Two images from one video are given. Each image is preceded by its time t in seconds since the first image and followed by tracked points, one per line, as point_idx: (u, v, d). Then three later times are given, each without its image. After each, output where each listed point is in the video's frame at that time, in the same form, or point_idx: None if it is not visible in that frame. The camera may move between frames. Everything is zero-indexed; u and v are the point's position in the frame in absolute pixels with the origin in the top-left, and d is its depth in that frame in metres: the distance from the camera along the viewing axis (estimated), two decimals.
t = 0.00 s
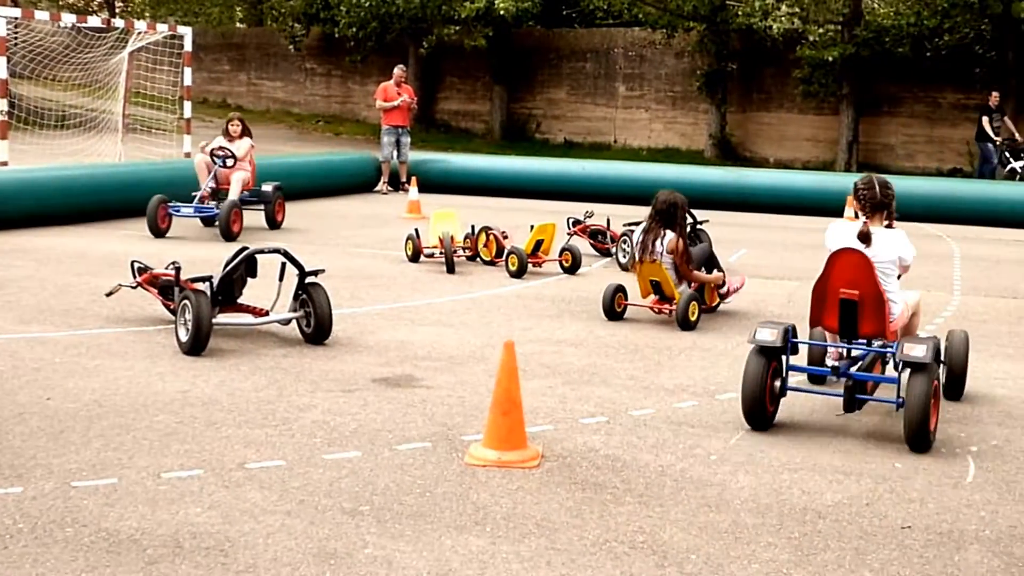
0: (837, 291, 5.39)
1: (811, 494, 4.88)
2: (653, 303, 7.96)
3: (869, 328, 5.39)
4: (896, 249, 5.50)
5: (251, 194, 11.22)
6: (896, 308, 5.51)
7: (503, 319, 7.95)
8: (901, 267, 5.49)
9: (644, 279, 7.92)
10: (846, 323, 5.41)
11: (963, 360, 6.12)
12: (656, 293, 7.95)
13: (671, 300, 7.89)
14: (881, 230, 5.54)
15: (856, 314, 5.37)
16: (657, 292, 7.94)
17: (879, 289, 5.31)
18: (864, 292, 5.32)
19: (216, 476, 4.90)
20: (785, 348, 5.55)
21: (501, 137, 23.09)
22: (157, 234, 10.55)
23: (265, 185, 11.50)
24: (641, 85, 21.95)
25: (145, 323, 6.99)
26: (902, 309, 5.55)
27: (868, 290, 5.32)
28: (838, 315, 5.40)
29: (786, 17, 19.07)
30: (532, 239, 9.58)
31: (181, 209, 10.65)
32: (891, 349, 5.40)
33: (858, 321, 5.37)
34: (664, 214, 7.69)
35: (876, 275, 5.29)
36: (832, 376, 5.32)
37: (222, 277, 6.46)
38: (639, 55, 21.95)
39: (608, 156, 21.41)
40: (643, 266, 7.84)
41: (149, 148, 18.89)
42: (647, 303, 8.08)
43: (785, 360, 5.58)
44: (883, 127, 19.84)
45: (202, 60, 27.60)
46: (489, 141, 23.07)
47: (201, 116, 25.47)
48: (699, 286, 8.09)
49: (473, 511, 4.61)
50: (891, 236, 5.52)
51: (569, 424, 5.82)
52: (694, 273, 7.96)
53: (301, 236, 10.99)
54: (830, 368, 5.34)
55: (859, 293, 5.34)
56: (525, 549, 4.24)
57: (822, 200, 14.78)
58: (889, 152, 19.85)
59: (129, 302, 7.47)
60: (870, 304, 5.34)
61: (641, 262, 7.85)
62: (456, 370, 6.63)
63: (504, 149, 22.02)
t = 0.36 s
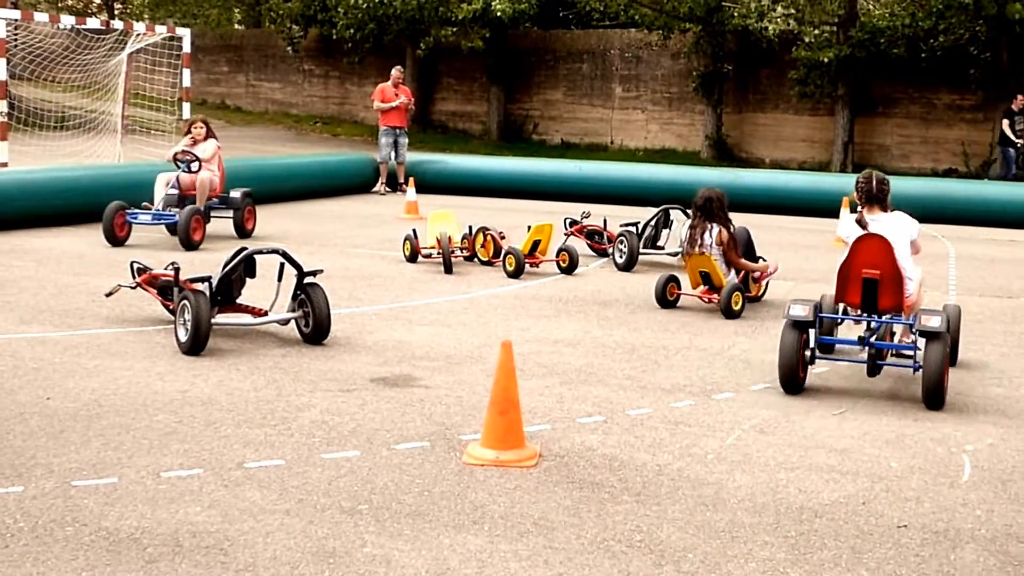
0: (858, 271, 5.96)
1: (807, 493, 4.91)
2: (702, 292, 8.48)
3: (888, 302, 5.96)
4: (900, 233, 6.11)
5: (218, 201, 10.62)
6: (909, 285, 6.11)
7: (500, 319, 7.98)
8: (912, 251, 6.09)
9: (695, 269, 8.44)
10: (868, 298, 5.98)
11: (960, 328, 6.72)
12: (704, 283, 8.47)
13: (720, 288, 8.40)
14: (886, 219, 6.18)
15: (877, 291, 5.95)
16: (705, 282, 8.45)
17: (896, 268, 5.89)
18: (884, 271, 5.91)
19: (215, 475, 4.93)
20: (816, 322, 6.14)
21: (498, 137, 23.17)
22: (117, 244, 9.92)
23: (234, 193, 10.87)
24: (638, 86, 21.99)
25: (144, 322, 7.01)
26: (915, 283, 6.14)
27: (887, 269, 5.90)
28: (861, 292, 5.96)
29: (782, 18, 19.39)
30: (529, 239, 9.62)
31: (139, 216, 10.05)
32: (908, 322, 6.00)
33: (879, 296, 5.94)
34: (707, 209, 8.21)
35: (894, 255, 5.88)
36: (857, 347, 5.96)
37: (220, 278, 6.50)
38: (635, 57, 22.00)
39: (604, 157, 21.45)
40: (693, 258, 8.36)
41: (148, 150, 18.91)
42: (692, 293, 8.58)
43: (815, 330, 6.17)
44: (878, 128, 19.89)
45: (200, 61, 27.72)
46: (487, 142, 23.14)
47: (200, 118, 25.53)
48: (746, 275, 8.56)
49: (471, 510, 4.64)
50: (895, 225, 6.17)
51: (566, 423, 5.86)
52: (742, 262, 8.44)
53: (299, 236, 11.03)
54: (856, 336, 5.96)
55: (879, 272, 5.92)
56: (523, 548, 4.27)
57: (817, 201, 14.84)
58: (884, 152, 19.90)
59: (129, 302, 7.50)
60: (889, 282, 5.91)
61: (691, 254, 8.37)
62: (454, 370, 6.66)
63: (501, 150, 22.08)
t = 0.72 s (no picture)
0: (889, 252, 6.88)
1: (821, 494, 4.90)
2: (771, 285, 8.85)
3: (914, 281, 6.89)
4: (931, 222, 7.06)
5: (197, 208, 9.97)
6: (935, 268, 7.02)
7: (515, 320, 7.98)
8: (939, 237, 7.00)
9: (764, 264, 8.82)
10: (898, 277, 6.90)
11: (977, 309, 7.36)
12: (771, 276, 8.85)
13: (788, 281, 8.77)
14: (921, 207, 7.11)
15: (905, 271, 6.87)
16: (773, 275, 8.83)
17: (923, 251, 6.82)
18: (912, 253, 6.83)
19: (232, 475, 4.94)
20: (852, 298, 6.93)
21: (513, 139, 23.23)
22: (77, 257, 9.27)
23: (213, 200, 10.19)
24: (652, 88, 21.99)
25: (161, 323, 7.04)
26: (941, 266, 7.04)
27: (915, 252, 6.83)
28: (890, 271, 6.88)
29: (796, 20, 19.52)
30: (544, 240, 9.62)
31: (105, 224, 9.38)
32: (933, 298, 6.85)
33: (907, 276, 6.86)
34: (772, 206, 8.56)
35: (922, 241, 6.82)
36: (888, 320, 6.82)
37: (236, 279, 6.51)
38: (649, 59, 21.99)
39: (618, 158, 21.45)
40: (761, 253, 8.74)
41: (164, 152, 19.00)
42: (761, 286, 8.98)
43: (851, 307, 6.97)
44: (892, 130, 19.85)
45: (216, 63, 27.90)
46: (502, 144, 23.21)
47: (216, 120, 25.63)
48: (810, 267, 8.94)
49: (487, 510, 4.65)
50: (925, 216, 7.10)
51: (581, 423, 5.86)
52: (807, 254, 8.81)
53: (315, 237, 11.06)
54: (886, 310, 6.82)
55: (907, 254, 6.85)
56: (538, 548, 4.27)
57: (831, 202, 14.80)
58: (897, 154, 19.85)
59: (145, 302, 7.53)
60: (917, 263, 6.84)
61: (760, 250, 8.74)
62: (468, 370, 6.67)
63: (515, 152, 22.11)
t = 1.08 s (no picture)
0: (923, 241, 7.64)
1: (849, 495, 4.86)
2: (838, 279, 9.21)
3: (946, 267, 7.63)
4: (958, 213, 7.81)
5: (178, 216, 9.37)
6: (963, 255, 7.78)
7: (542, 321, 7.97)
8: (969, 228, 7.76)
9: (830, 260, 9.16)
10: (930, 264, 7.65)
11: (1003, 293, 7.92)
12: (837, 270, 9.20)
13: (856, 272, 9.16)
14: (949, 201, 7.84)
15: (937, 258, 7.63)
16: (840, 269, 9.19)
17: (953, 240, 7.58)
18: (944, 241, 7.59)
19: (260, 475, 4.95)
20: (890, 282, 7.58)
21: (540, 142, 23.25)
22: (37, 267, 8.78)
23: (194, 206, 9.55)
24: (679, 91, 21.95)
25: (190, 323, 7.07)
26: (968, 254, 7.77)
27: (947, 241, 7.57)
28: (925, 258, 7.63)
29: (822, 24, 19.02)
30: (571, 242, 9.61)
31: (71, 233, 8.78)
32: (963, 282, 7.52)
33: (939, 261, 7.62)
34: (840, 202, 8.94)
35: (953, 231, 7.57)
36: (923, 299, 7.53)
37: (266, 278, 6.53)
38: (676, 61, 21.96)
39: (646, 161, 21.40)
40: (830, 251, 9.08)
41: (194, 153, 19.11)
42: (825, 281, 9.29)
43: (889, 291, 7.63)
44: (920, 132, 19.73)
45: (244, 65, 28.02)
46: (529, 146, 23.23)
47: (246, 122, 25.81)
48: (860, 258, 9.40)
49: (515, 510, 4.63)
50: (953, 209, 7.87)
51: (609, 424, 5.84)
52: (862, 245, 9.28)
53: (344, 238, 11.08)
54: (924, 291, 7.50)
55: (940, 242, 7.61)
56: (566, 549, 4.26)
57: (860, 204, 14.71)
58: (925, 157, 19.73)
59: (175, 304, 7.55)
60: (948, 250, 7.60)
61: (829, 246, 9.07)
62: (495, 371, 6.66)
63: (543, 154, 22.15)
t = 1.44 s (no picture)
0: (965, 233, 8.23)
1: (876, 497, 4.87)
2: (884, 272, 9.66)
3: (987, 257, 8.20)
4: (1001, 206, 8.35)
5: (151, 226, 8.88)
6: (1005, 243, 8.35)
7: (570, 322, 8.00)
8: (1012, 219, 8.30)
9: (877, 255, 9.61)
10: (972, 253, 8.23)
11: None
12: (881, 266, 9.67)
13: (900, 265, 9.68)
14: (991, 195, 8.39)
15: (978, 248, 8.20)
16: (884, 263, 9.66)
17: (993, 232, 8.15)
18: (984, 233, 8.16)
19: (291, 474, 4.99)
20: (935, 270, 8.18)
21: (567, 144, 23.33)
22: None
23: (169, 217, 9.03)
24: (706, 93, 21.95)
25: (222, 324, 7.14)
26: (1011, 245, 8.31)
27: (987, 232, 8.14)
28: (966, 248, 8.23)
29: (850, 27, 18.80)
30: (599, 244, 9.64)
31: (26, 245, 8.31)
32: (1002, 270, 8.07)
33: (980, 252, 8.20)
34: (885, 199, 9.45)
35: (993, 224, 8.14)
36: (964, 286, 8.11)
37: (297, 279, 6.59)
38: (703, 64, 21.96)
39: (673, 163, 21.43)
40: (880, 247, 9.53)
41: (224, 156, 19.29)
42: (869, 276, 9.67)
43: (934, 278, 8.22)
44: (947, 135, 19.65)
45: (275, 68, 28.26)
46: (556, 148, 23.33)
47: (277, 124, 26.10)
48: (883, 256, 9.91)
49: (543, 510, 4.66)
50: (995, 199, 8.42)
51: (637, 426, 5.86)
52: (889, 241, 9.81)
53: (374, 240, 11.16)
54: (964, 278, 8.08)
55: (981, 234, 8.19)
56: (594, 549, 4.28)
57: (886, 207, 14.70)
58: (952, 159, 19.66)
59: (207, 304, 7.62)
60: (988, 241, 8.16)
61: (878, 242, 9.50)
62: (523, 372, 6.70)
63: (569, 156, 22.26)
